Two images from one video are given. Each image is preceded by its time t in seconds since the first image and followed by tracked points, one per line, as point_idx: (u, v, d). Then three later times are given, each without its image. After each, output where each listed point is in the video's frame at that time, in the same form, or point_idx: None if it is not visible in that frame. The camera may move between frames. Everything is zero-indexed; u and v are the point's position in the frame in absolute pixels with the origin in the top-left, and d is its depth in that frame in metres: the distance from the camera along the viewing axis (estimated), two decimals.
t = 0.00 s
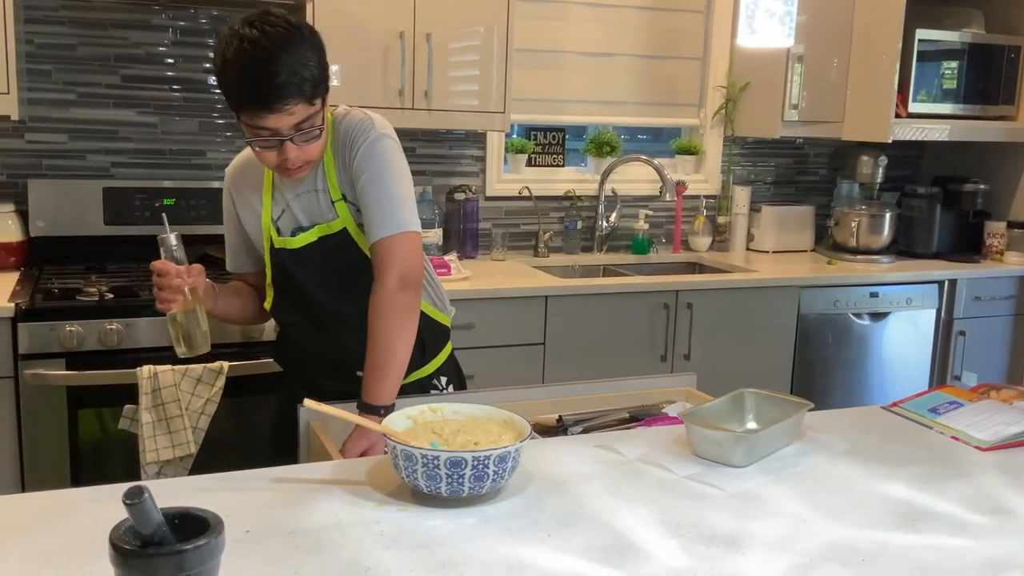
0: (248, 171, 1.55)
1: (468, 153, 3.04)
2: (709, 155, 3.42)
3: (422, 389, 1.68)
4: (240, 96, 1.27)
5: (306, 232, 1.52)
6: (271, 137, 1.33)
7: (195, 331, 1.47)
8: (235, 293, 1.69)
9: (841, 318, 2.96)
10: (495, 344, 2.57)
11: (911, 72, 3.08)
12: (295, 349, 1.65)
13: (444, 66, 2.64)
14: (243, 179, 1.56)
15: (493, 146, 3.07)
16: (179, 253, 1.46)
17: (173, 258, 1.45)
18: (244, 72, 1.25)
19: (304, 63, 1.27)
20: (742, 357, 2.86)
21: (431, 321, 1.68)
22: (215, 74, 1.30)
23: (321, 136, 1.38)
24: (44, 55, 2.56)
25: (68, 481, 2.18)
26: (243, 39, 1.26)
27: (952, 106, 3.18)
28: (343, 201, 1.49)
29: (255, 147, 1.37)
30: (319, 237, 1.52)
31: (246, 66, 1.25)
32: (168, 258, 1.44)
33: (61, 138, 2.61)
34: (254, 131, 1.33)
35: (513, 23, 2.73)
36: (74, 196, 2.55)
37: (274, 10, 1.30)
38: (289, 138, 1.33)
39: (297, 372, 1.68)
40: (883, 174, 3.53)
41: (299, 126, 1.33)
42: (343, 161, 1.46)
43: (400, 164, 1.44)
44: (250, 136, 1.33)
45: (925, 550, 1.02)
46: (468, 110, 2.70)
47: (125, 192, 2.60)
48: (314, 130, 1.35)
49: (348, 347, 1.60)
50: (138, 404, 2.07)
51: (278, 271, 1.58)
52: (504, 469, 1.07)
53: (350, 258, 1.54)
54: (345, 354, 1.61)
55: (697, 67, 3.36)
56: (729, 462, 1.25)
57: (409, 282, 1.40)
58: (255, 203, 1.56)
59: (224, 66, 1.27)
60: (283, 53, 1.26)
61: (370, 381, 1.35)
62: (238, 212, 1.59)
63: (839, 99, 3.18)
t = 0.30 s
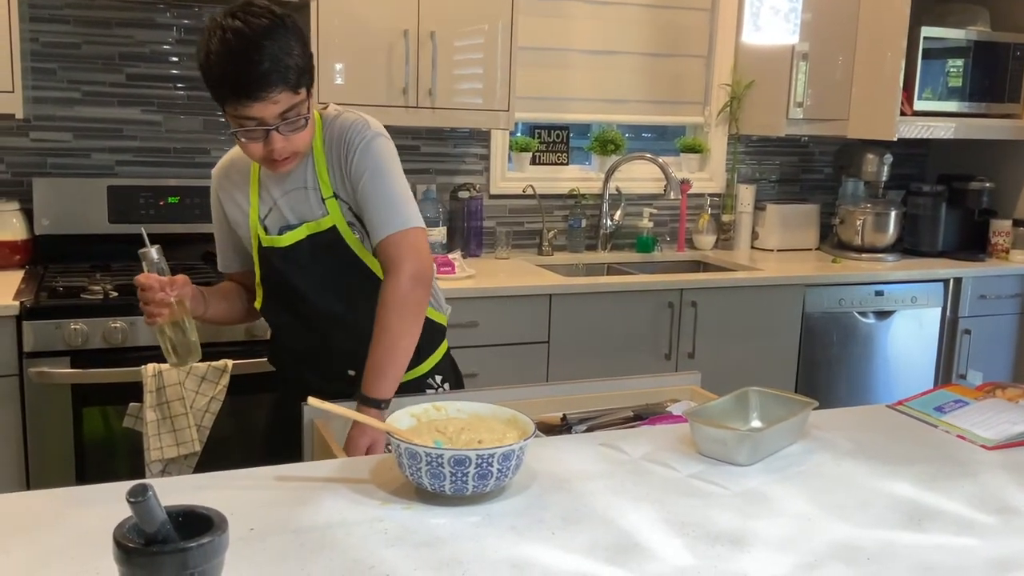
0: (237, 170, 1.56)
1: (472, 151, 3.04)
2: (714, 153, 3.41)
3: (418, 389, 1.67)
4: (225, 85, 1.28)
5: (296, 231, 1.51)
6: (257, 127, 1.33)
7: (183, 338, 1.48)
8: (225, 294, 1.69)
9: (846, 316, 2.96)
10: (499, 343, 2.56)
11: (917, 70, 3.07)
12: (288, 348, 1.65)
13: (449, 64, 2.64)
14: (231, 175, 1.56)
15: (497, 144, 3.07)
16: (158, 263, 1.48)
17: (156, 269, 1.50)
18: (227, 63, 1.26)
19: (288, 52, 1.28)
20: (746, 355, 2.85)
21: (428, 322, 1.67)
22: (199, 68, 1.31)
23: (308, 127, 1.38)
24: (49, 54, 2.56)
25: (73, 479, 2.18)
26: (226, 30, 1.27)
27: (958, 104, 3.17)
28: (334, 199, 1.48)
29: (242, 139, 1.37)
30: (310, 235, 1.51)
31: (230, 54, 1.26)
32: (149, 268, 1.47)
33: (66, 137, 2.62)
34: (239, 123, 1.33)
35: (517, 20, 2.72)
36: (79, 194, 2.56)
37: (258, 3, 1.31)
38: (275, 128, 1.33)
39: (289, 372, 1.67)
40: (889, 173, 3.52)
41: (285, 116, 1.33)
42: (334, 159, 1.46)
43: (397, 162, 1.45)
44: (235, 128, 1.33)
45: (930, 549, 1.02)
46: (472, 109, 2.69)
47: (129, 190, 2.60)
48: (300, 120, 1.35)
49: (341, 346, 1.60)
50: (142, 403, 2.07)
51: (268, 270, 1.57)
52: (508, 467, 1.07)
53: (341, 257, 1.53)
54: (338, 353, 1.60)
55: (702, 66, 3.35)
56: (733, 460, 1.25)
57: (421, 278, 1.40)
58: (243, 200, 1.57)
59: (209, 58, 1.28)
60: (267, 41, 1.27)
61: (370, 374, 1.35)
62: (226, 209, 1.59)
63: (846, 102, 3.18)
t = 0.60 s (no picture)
0: (231, 168, 1.55)
1: (475, 149, 3.04)
2: (718, 152, 3.40)
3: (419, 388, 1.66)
4: (223, 70, 1.28)
5: (303, 223, 1.52)
6: (254, 113, 1.32)
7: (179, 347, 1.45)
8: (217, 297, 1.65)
9: (850, 316, 2.95)
10: (502, 342, 2.56)
11: (920, 69, 3.07)
12: (289, 350, 1.61)
13: (452, 63, 2.64)
14: (226, 173, 1.55)
15: (500, 143, 3.07)
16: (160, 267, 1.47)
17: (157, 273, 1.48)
18: (225, 47, 1.27)
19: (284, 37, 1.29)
20: (749, 354, 2.85)
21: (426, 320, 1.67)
22: (195, 58, 1.31)
23: (304, 116, 1.38)
24: (52, 53, 2.56)
25: (76, 478, 2.18)
26: (222, 18, 1.28)
27: (962, 102, 3.15)
28: (342, 189, 1.51)
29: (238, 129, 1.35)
30: (318, 226, 1.52)
31: (228, 39, 1.26)
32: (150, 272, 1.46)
33: (69, 136, 2.62)
34: (236, 110, 1.32)
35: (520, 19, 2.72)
36: (82, 193, 2.56)
37: None
38: (273, 112, 1.32)
39: (289, 376, 1.64)
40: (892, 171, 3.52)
41: (282, 100, 1.32)
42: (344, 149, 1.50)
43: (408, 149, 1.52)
44: (231, 116, 1.32)
45: (934, 549, 1.02)
46: (475, 108, 2.69)
47: (132, 189, 2.60)
48: (298, 106, 1.35)
49: (346, 344, 1.57)
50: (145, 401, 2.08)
51: (270, 268, 1.56)
52: (511, 466, 1.07)
53: (349, 251, 1.54)
54: (342, 352, 1.58)
55: (705, 65, 3.35)
56: (737, 460, 1.24)
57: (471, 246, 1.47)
58: (239, 198, 1.55)
59: (206, 45, 1.28)
60: (264, 26, 1.28)
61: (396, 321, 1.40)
62: (221, 209, 1.57)
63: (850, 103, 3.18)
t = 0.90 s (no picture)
0: (243, 162, 1.54)
1: (478, 148, 3.04)
2: (720, 152, 3.40)
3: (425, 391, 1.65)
4: (276, 40, 1.35)
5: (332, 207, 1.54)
6: (306, 85, 1.36)
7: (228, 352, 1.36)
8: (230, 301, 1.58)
9: (852, 314, 2.95)
10: (504, 340, 2.56)
11: (923, 68, 3.07)
12: (299, 346, 1.58)
13: (454, 62, 2.64)
14: (238, 168, 1.53)
15: (503, 141, 3.07)
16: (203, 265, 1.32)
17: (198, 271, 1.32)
18: (277, 19, 1.34)
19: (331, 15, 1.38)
20: (751, 354, 2.85)
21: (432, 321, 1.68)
22: (244, 39, 1.38)
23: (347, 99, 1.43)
24: (55, 52, 2.57)
25: (79, 477, 2.19)
26: None
27: (965, 101, 3.15)
28: (372, 176, 1.56)
29: (283, 106, 1.39)
30: (347, 211, 1.55)
31: (280, 12, 1.35)
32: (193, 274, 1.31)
33: (72, 135, 2.62)
34: (286, 84, 1.36)
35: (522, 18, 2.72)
36: (85, 192, 2.56)
37: None
38: (324, 86, 1.37)
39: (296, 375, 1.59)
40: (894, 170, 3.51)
41: (332, 76, 1.37)
42: (374, 138, 1.56)
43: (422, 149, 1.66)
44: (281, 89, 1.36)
45: (937, 548, 1.02)
46: (477, 107, 2.69)
47: (135, 188, 2.60)
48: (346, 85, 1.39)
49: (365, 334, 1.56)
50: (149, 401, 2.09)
51: (290, 255, 1.55)
52: (514, 466, 1.07)
53: (376, 237, 1.56)
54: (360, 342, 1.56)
55: (708, 64, 3.34)
56: (739, 459, 1.24)
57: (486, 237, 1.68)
58: (254, 191, 1.54)
59: (257, 21, 1.36)
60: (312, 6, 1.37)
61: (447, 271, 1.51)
62: (232, 205, 1.55)
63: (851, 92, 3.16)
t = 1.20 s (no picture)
0: (284, 151, 1.54)
1: (479, 148, 3.05)
2: (721, 152, 3.40)
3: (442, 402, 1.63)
4: (352, 27, 1.44)
5: (374, 200, 1.58)
6: (379, 73, 1.45)
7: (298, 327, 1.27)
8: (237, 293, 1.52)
9: (853, 314, 2.95)
10: (506, 340, 2.57)
11: (924, 68, 3.07)
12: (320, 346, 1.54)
13: (455, 62, 2.64)
14: (277, 157, 1.53)
15: (504, 141, 3.07)
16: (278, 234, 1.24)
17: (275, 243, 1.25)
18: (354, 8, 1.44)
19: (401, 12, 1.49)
20: (752, 354, 2.85)
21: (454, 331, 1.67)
22: (318, 24, 1.46)
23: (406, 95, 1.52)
24: (56, 52, 2.57)
25: (81, 477, 2.19)
26: None
27: (966, 101, 3.15)
28: (411, 177, 1.62)
29: (352, 92, 1.46)
30: (387, 206, 1.58)
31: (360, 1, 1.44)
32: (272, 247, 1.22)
33: (74, 135, 2.62)
34: (359, 70, 1.44)
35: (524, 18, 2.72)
36: (87, 192, 2.56)
37: None
38: (394, 77, 1.46)
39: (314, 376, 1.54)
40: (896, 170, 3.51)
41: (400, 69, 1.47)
42: (413, 145, 1.65)
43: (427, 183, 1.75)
44: (353, 75, 1.44)
45: (938, 548, 1.02)
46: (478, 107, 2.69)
47: (137, 188, 2.61)
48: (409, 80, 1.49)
49: (391, 331, 1.55)
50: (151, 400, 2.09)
51: (324, 246, 1.55)
52: (516, 466, 1.07)
53: (410, 233, 1.60)
54: (386, 339, 1.55)
55: (709, 64, 3.34)
56: (740, 459, 1.24)
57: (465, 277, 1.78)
58: (292, 180, 1.54)
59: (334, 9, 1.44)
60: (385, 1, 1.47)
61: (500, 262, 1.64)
62: (269, 192, 1.53)
63: (852, 95, 3.17)
